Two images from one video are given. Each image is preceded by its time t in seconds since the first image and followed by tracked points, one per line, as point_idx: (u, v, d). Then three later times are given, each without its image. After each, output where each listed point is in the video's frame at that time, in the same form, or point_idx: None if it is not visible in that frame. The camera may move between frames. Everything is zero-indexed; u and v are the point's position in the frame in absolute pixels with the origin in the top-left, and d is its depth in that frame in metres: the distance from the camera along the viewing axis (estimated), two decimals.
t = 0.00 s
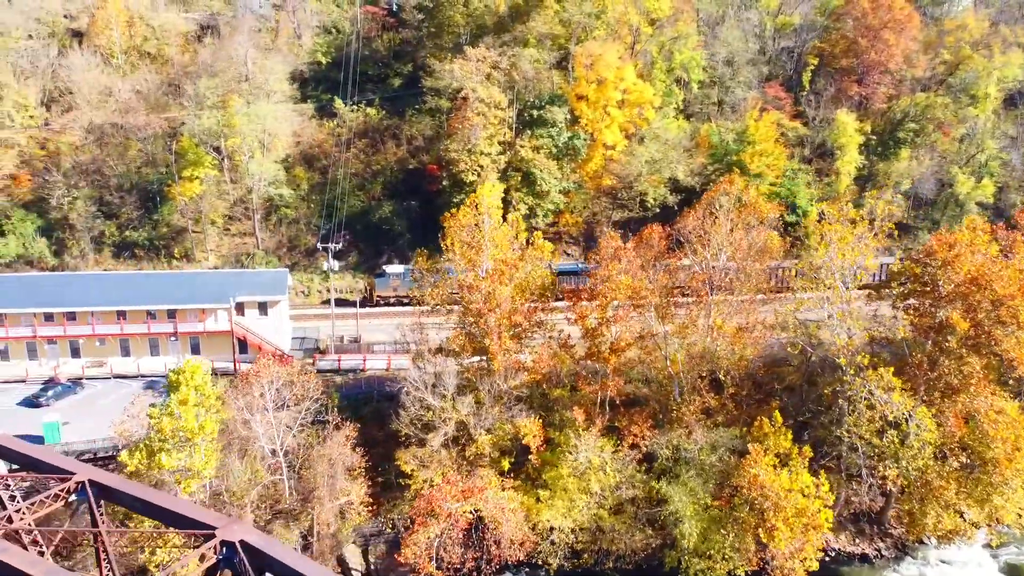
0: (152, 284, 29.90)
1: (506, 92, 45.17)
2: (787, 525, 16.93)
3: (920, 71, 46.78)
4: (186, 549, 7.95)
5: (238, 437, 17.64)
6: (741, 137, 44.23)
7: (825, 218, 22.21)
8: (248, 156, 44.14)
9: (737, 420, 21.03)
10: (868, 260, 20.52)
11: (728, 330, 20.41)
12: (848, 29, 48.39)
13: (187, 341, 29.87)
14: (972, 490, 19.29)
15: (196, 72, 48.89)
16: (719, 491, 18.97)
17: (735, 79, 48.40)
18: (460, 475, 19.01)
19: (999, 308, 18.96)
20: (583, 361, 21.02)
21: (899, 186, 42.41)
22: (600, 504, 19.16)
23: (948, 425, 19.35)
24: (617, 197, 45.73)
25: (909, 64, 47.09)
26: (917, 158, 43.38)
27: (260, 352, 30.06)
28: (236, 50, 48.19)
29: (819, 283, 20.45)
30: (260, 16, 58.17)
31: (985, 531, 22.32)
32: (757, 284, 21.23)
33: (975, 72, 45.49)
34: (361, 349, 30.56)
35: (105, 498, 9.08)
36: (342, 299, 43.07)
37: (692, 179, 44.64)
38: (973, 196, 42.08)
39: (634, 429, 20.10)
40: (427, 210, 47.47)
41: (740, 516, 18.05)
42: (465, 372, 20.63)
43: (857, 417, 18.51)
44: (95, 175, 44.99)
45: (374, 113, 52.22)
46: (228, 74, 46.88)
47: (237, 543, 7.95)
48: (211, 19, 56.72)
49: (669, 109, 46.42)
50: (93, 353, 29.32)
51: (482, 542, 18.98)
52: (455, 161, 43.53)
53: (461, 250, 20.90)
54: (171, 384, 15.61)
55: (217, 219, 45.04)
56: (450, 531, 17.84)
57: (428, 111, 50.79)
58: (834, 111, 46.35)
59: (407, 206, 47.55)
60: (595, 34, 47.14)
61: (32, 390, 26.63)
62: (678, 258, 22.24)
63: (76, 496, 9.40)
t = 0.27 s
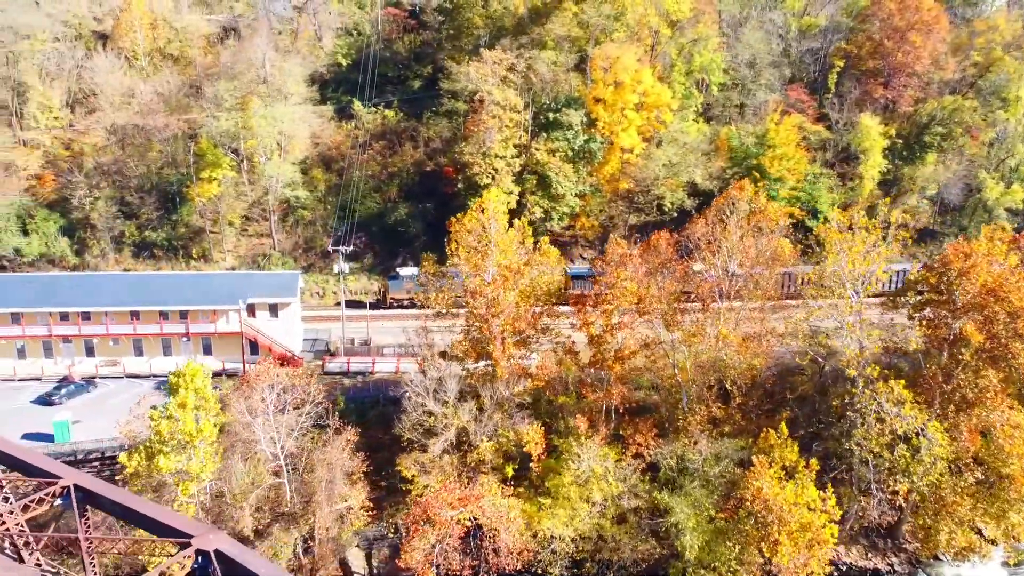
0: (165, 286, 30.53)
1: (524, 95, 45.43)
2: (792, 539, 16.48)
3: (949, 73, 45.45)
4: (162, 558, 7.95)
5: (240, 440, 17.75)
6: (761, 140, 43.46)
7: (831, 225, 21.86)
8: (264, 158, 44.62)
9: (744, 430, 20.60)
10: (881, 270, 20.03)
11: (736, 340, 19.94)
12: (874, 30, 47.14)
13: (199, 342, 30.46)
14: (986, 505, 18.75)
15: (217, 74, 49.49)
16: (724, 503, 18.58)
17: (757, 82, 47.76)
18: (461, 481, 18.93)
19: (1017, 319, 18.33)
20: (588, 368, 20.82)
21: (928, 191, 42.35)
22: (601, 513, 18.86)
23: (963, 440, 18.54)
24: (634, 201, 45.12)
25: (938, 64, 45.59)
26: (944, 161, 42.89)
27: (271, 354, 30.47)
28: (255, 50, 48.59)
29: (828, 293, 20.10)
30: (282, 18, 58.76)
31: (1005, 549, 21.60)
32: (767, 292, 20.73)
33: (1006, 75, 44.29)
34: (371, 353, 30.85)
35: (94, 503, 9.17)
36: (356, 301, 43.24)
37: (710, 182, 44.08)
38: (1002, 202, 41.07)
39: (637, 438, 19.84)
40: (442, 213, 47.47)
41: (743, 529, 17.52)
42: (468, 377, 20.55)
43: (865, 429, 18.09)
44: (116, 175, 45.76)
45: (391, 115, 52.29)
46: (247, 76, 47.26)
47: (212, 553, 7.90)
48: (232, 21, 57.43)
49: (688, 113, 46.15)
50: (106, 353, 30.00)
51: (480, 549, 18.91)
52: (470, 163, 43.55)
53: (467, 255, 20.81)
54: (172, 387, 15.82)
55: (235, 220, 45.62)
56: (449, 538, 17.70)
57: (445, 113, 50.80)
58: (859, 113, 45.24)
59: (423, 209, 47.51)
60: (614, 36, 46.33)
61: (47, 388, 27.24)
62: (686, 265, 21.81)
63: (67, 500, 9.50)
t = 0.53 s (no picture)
0: (178, 287, 31.06)
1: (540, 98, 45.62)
2: (793, 554, 16.16)
3: (978, 76, 44.24)
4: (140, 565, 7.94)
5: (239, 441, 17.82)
6: (781, 144, 42.23)
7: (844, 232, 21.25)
8: (280, 159, 45.04)
9: (750, 441, 20.30)
10: (890, 277, 19.57)
11: (743, 350, 19.49)
12: (899, 32, 46.02)
13: (211, 342, 30.92)
14: (1003, 521, 18.16)
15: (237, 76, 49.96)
16: (727, 515, 18.28)
17: (779, 85, 47.05)
18: (462, 487, 18.88)
19: None
20: (590, 375, 20.60)
21: (953, 196, 41.12)
22: (602, 523, 18.68)
23: (975, 455, 18.13)
24: (649, 204, 44.99)
25: (966, 67, 44.51)
26: (970, 167, 41.76)
27: (282, 354, 30.89)
28: (275, 53, 49.02)
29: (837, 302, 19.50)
30: (304, 20, 59.27)
31: (1023, 568, 20.91)
32: (773, 301, 20.29)
33: None
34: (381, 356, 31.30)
35: (81, 506, 9.20)
36: (369, 302, 43.15)
37: (727, 186, 43.54)
38: None
39: (641, 447, 19.62)
40: (457, 215, 47.51)
41: (746, 541, 17.30)
42: (472, 382, 20.53)
43: (871, 442, 17.70)
44: (137, 176, 46.37)
45: (408, 116, 52.41)
46: (265, 78, 47.71)
47: (188, 561, 7.87)
48: (254, 23, 58.05)
49: (706, 116, 45.97)
50: (120, 352, 30.61)
51: (478, 556, 18.74)
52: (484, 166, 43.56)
53: (471, 260, 20.73)
54: (173, 389, 15.92)
55: (252, 220, 46.03)
56: (447, 544, 17.61)
57: (462, 115, 50.81)
58: (882, 116, 44.39)
59: (438, 211, 47.61)
60: (633, 38, 46.10)
61: (60, 386, 27.77)
62: (691, 272, 21.40)
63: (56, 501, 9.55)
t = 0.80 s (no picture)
0: (193, 287, 31.53)
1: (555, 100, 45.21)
2: (795, 567, 15.79)
3: (1007, 78, 43.84)
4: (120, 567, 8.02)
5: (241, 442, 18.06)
6: (802, 147, 42.06)
7: (851, 241, 21.06)
8: (296, 160, 45.49)
9: (755, 451, 20.09)
10: (900, 287, 19.13)
11: (745, 357, 19.39)
12: (925, 34, 45.17)
13: (223, 343, 31.29)
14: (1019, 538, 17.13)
15: (257, 77, 50.43)
16: (729, 526, 18.05)
17: (800, 87, 46.27)
18: (462, 492, 18.87)
19: None
20: (593, 382, 20.40)
21: (978, 202, 40.48)
22: (603, 531, 18.51)
23: (987, 469, 17.26)
24: (665, 208, 44.18)
25: (994, 70, 43.67)
26: (996, 172, 40.96)
27: (294, 355, 31.12)
28: (294, 55, 49.51)
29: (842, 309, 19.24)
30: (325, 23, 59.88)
31: None
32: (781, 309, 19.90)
33: None
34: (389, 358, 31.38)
35: (70, 507, 9.31)
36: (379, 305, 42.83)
37: (745, 190, 43.04)
38: None
39: (643, 455, 19.45)
40: (471, 217, 47.50)
41: (748, 554, 17.00)
42: (476, 387, 20.56)
43: (877, 454, 17.21)
44: (157, 176, 47.16)
45: (427, 119, 52.96)
46: (284, 81, 48.25)
47: (167, 565, 7.93)
48: (276, 25, 58.64)
49: (726, 119, 45.42)
50: (135, 351, 31.11)
51: (477, 563, 18.58)
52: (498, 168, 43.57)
53: (476, 264, 20.78)
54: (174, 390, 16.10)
55: (269, 221, 46.35)
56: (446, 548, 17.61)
57: (479, 118, 50.93)
58: (906, 120, 43.66)
59: (453, 213, 47.62)
60: (651, 40, 45.79)
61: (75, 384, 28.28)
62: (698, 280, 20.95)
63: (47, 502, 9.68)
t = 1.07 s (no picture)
0: (207, 287, 31.97)
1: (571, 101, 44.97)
2: None
3: None
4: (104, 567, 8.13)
5: (244, 441, 18.35)
6: (821, 151, 41.27)
7: (861, 247, 20.53)
8: (312, 162, 45.86)
9: (760, 460, 19.87)
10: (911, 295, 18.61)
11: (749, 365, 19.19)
12: (952, 36, 44.26)
13: (236, 343, 31.68)
14: None
15: (278, 79, 51.05)
16: (732, 536, 17.86)
17: (822, 90, 45.85)
18: (463, 496, 18.92)
19: None
20: (596, 388, 20.27)
21: (1004, 207, 39.61)
22: (603, 538, 18.42)
23: (996, 484, 16.77)
24: (681, 212, 44.09)
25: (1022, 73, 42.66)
26: None
27: (305, 356, 31.39)
28: (313, 58, 49.94)
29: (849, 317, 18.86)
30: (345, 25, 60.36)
31: None
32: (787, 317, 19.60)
33: None
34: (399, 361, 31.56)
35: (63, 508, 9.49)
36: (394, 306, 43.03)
37: (762, 194, 42.50)
38: None
39: (645, 462, 19.33)
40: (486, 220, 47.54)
41: (749, 565, 16.78)
42: (480, 391, 20.58)
43: (882, 466, 16.87)
44: (178, 176, 47.98)
45: (444, 121, 53.29)
46: (302, 83, 48.73)
47: (148, 567, 8.03)
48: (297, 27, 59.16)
49: (744, 123, 44.95)
50: (150, 350, 31.61)
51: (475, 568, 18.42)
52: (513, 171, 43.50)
53: (481, 268, 20.81)
54: (178, 391, 16.42)
55: (286, 222, 46.77)
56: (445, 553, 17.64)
57: (496, 121, 51.06)
58: (930, 123, 42.85)
59: (468, 215, 47.73)
60: (670, 42, 45.45)
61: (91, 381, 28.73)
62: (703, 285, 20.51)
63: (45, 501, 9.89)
